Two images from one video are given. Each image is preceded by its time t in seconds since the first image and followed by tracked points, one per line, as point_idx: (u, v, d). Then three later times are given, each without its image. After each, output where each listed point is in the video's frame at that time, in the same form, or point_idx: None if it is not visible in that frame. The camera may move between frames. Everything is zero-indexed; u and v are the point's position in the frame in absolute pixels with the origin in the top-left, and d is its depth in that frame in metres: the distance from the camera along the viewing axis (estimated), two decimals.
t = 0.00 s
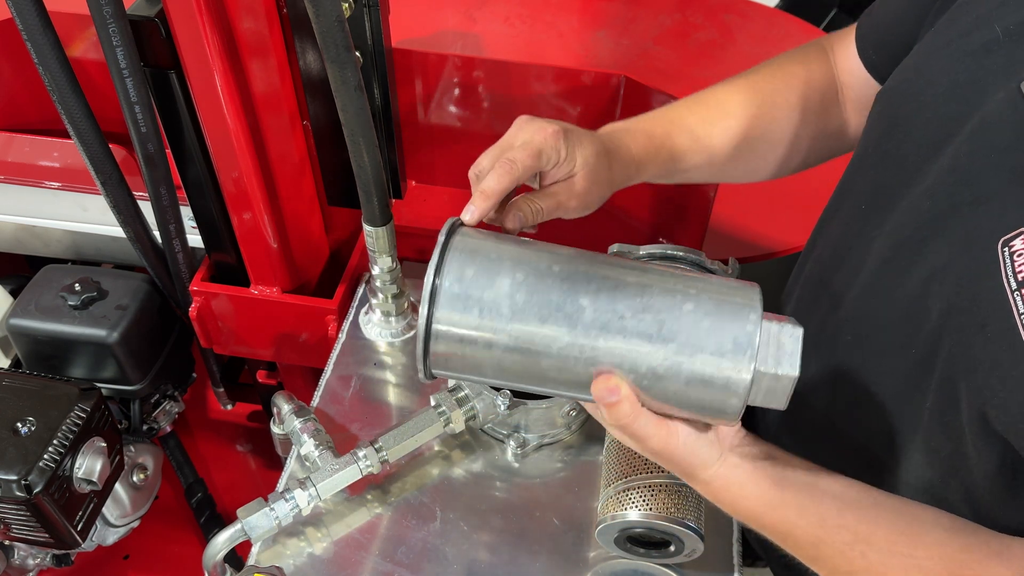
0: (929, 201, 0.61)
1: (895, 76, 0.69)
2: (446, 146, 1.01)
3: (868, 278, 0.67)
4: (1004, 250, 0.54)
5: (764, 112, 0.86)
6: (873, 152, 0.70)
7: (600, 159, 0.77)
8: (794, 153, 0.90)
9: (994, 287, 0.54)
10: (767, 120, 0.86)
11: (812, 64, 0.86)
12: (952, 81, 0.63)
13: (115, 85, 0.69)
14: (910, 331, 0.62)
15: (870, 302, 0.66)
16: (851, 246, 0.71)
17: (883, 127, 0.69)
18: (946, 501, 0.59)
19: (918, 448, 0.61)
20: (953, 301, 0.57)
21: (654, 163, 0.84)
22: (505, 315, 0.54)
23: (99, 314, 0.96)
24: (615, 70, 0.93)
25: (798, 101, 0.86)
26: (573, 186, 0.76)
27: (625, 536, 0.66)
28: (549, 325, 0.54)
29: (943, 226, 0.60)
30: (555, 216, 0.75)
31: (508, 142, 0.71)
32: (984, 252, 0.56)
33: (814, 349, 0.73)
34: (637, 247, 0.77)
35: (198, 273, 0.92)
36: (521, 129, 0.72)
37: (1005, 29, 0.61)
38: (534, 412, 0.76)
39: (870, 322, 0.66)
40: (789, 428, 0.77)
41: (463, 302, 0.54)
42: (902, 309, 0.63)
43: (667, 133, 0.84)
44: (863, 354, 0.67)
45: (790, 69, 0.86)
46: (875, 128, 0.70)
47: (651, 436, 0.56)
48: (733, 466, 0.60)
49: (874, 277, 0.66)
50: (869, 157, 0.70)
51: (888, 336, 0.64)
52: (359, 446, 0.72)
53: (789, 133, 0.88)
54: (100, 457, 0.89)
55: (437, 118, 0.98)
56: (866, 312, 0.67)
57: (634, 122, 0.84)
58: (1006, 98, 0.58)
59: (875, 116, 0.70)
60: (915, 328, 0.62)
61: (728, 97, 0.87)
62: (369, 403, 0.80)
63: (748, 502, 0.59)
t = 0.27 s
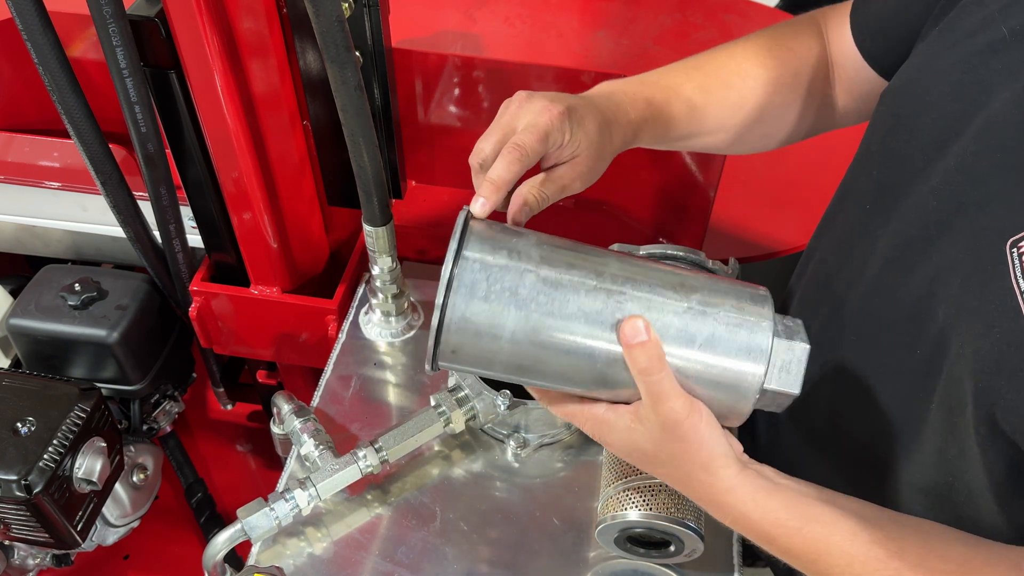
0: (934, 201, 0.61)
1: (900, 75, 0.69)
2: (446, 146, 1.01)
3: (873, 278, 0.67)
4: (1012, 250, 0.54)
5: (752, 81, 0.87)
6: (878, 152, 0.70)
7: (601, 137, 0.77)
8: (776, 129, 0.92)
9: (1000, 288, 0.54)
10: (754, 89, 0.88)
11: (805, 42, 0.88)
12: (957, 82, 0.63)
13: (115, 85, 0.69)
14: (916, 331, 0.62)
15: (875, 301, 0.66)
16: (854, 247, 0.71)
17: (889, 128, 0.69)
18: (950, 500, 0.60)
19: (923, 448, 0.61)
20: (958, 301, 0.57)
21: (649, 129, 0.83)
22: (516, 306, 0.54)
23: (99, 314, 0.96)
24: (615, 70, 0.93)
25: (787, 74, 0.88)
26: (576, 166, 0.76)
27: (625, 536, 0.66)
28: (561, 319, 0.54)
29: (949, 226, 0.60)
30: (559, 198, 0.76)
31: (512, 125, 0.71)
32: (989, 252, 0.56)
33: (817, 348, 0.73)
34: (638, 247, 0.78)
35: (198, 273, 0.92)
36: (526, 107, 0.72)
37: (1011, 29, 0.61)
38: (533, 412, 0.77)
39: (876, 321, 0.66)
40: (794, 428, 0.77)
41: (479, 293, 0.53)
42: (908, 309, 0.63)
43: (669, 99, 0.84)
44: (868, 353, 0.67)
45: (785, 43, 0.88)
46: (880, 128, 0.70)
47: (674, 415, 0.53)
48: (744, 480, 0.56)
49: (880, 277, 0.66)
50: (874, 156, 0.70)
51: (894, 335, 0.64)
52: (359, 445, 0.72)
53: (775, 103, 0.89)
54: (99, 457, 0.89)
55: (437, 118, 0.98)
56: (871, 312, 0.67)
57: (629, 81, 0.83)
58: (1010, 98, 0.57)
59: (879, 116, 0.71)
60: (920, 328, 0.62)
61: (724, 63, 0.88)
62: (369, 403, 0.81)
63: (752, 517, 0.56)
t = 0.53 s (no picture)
0: (938, 202, 0.61)
1: (905, 76, 0.69)
2: (446, 146, 1.01)
3: (878, 278, 0.66)
4: (1020, 251, 0.54)
5: (752, 71, 0.87)
6: (883, 153, 0.70)
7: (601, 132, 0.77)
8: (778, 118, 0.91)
9: (1008, 289, 0.54)
10: (753, 80, 0.88)
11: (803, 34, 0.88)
12: (963, 83, 0.63)
13: (115, 86, 0.69)
14: (921, 332, 0.62)
15: (879, 302, 0.66)
16: (858, 248, 0.71)
17: (894, 129, 0.69)
18: (954, 501, 0.59)
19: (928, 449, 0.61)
20: (963, 302, 0.57)
21: (650, 118, 0.83)
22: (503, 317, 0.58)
23: (99, 314, 0.96)
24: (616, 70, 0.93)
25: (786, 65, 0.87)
26: (579, 167, 0.76)
27: (625, 536, 0.66)
28: (545, 327, 0.59)
29: (955, 227, 0.60)
30: (563, 198, 0.77)
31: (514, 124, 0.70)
32: (995, 252, 0.56)
33: (820, 348, 0.73)
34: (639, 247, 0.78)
35: (198, 273, 0.92)
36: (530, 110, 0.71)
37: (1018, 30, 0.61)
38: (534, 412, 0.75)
39: (881, 321, 0.66)
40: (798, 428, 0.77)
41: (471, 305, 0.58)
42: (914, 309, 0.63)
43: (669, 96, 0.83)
44: (873, 354, 0.67)
45: (783, 34, 0.87)
46: (886, 129, 0.70)
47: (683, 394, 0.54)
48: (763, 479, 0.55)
49: (885, 277, 0.66)
50: (879, 157, 0.70)
51: (900, 335, 0.64)
52: (359, 446, 0.72)
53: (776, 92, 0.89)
54: (99, 457, 0.89)
55: (438, 118, 0.98)
56: (875, 313, 0.67)
57: (629, 65, 0.81)
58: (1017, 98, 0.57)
59: (885, 117, 0.70)
60: (926, 329, 0.62)
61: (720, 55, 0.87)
62: (368, 403, 0.81)
63: (767, 515, 0.54)
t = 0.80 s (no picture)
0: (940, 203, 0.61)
1: (908, 77, 0.69)
2: (446, 146, 1.01)
3: (880, 279, 0.66)
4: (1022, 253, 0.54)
5: (754, 69, 0.88)
6: (887, 153, 0.70)
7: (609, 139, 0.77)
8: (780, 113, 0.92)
9: (1009, 291, 0.54)
10: (756, 77, 0.88)
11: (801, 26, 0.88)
12: (967, 84, 0.63)
13: (115, 86, 0.69)
14: (924, 333, 0.62)
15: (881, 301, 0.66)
16: (860, 249, 0.71)
17: (897, 129, 0.69)
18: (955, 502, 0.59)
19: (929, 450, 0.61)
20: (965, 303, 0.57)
21: (656, 121, 0.83)
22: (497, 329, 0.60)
23: (99, 314, 0.96)
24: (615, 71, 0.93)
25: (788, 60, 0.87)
26: (584, 186, 0.76)
27: (625, 536, 0.66)
28: (540, 344, 0.60)
29: (957, 228, 0.60)
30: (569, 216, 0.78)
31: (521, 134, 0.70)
32: (997, 253, 0.56)
33: (822, 348, 0.74)
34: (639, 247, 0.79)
35: (198, 273, 0.92)
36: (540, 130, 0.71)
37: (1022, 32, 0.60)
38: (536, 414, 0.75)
39: (884, 322, 0.66)
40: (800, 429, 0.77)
41: (468, 314, 0.60)
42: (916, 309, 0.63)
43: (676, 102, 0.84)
44: (875, 354, 0.67)
45: (780, 26, 0.87)
46: (889, 129, 0.70)
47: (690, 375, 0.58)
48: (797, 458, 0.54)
49: (887, 277, 0.65)
50: (882, 157, 0.70)
51: (902, 336, 0.64)
52: (360, 446, 0.72)
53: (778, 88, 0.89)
54: (99, 457, 0.89)
55: (438, 118, 0.98)
56: (877, 313, 0.67)
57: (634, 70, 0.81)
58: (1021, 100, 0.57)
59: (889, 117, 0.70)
60: (929, 330, 0.61)
61: (719, 52, 0.87)
62: (368, 403, 0.81)
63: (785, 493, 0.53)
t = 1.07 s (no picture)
0: (942, 203, 0.61)
1: (910, 77, 0.69)
2: (446, 146, 1.01)
3: (882, 278, 0.66)
4: None
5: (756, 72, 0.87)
6: (888, 153, 0.70)
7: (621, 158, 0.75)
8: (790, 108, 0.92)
9: (1011, 292, 0.53)
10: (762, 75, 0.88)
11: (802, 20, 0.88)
12: (970, 85, 0.63)
13: (115, 86, 0.69)
14: (925, 333, 0.62)
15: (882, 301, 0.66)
16: (862, 249, 0.71)
17: (899, 130, 0.69)
18: (955, 502, 0.60)
19: (930, 450, 0.61)
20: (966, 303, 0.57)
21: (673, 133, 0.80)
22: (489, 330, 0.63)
23: (99, 314, 0.96)
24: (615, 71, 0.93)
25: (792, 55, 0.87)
26: (591, 220, 0.75)
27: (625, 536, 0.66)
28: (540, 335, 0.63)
29: (959, 228, 0.60)
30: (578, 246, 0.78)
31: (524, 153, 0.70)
32: (999, 254, 0.56)
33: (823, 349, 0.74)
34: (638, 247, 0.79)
35: (198, 273, 0.92)
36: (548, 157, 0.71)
37: None
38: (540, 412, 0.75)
39: (886, 322, 0.66)
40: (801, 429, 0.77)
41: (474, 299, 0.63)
42: (919, 309, 0.62)
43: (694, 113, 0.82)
44: (876, 354, 0.67)
45: (780, 23, 0.87)
46: (891, 129, 0.70)
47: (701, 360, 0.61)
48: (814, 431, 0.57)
49: (888, 277, 0.65)
50: (883, 157, 0.70)
51: (904, 336, 0.64)
52: (360, 446, 0.72)
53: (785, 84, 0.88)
54: (99, 457, 0.89)
55: (437, 118, 0.98)
56: (878, 313, 0.66)
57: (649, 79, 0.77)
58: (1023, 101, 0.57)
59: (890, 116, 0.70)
60: (931, 330, 0.61)
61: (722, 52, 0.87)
62: (368, 403, 0.81)
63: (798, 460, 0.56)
